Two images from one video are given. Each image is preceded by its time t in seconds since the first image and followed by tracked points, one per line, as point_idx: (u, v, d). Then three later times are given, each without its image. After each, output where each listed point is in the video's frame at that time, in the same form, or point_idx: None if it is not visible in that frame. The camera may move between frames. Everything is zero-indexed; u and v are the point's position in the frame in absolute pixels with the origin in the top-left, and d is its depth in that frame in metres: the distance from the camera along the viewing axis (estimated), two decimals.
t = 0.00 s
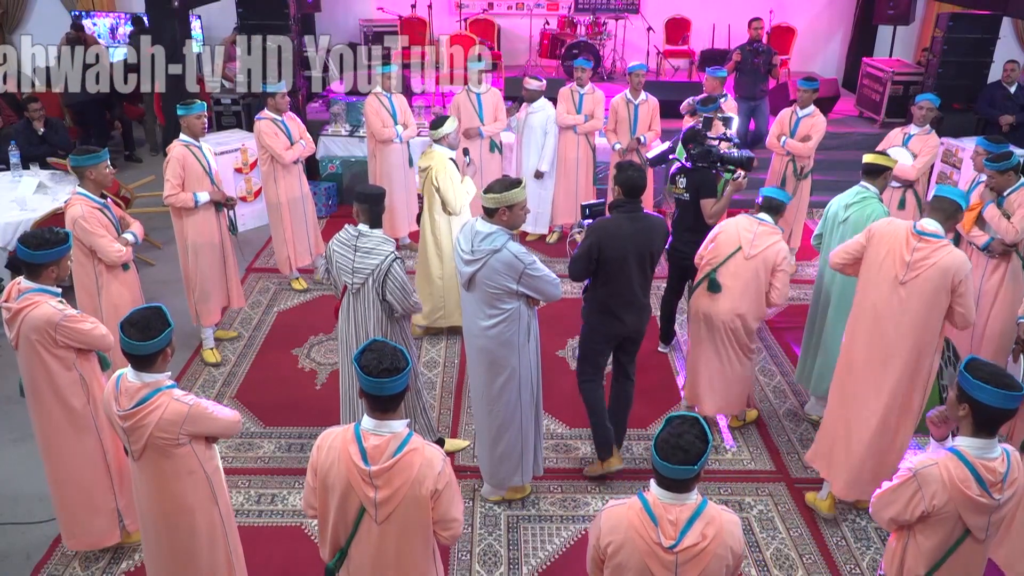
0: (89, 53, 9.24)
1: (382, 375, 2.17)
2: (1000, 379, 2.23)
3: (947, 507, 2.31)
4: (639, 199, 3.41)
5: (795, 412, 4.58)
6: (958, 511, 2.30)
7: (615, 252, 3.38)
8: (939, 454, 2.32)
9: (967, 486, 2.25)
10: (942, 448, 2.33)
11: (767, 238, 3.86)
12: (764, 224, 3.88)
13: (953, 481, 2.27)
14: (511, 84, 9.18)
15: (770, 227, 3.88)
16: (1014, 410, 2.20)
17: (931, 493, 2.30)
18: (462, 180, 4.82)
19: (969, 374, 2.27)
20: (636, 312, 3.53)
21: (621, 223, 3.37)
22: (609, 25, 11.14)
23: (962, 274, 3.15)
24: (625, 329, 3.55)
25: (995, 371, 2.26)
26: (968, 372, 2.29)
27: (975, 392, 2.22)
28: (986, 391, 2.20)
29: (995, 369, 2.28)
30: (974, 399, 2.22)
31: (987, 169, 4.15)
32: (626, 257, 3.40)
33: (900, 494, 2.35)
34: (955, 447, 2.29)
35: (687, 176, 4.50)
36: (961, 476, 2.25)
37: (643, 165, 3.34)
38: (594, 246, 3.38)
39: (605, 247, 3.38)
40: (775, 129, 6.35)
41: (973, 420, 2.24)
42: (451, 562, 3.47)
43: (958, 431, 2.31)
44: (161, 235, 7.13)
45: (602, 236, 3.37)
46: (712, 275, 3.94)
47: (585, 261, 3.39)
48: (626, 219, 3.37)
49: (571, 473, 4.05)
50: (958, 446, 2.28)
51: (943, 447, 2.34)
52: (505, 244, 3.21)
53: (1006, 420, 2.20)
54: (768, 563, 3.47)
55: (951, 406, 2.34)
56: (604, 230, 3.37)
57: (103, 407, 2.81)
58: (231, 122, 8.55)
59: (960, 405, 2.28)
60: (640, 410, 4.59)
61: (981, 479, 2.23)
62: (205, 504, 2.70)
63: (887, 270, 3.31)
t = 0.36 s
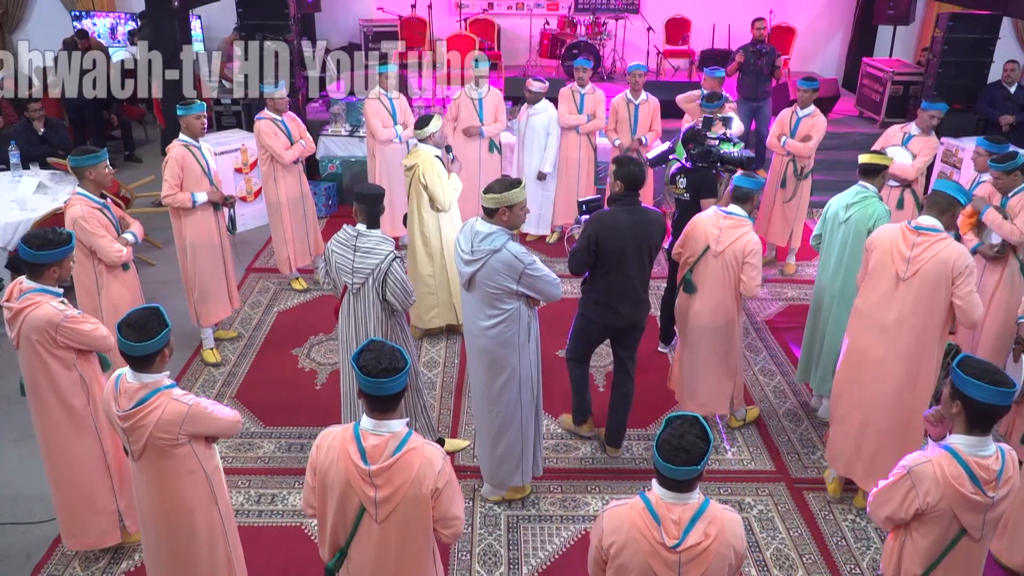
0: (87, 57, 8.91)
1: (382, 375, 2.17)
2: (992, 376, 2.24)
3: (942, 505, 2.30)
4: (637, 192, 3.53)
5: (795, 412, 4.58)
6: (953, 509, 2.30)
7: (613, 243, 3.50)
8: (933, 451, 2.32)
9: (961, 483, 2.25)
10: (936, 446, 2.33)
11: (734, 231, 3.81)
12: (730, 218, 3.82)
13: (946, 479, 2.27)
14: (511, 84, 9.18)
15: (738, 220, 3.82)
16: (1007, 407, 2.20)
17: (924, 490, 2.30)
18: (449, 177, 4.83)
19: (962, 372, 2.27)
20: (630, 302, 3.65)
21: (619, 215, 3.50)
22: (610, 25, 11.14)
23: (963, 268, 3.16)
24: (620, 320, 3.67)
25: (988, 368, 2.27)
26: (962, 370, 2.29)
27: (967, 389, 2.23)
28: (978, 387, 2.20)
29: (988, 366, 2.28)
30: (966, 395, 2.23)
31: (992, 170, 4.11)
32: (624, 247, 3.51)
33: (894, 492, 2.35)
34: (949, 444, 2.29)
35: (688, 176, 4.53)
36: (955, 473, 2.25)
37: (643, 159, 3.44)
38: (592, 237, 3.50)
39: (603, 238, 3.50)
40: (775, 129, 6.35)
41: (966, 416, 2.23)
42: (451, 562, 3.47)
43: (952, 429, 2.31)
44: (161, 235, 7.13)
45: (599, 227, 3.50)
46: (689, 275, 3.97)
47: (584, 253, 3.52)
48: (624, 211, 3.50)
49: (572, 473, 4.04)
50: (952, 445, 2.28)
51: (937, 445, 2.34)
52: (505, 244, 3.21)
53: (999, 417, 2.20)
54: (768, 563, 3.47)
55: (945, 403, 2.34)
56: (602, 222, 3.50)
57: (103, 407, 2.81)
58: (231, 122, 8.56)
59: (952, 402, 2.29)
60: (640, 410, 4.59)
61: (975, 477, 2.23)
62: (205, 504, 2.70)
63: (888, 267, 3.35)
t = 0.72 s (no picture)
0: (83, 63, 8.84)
1: (380, 376, 2.16)
2: (986, 375, 2.23)
3: (932, 503, 2.30)
4: (622, 187, 3.56)
5: (795, 412, 4.58)
6: (943, 508, 2.30)
7: (599, 238, 3.55)
8: (926, 451, 2.32)
9: (950, 481, 2.25)
10: (930, 445, 2.33)
11: (716, 228, 3.80)
12: (713, 215, 3.81)
13: (937, 477, 2.27)
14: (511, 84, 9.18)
15: (721, 216, 3.81)
16: (1001, 407, 2.19)
17: (915, 487, 2.30)
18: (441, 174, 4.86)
19: (956, 372, 2.27)
20: (619, 296, 3.68)
21: (605, 210, 3.54)
22: (609, 25, 11.14)
23: (945, 266, 3.15)
24: (607, 311, 3.70)
25: (983, 367, 2.26)
26: (956, 369, 2.29)
27: (959, 387, 2.23)
28: (970, 386, 2.20)
29: (983, 366, 2.28)
30: (957, 394, 2.23)
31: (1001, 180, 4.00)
32: (609, 241, 3.55)
33: (886, 489, 2.36)
34: (942, 443, 2.29)
35: (687, 176, 4.52)
36: (944, 472, 2.26)
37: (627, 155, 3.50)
38: (579, 233, 3.55)
39: (589, 232, 3.54)
40: (775, 129, 6.35)
41: (958, 415, 2.23)
42: (451, 562, 3.46)
43: (946, 428, 2.30)
44: (161, 235, 7.13)
45: (586, 222, 3.55)
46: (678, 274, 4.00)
47: (571, 249, 3.57)
48: (609, 205, 3.54)
49: (572, 474, 4.04)
50: (945, 444, 2.27)
51: (931, 444, 2.34)
52: (505, 243, 3.21)
53: (992, 417, 2.19)
54: (768, 563, 3.47)
55: (939, 402, 2.34)
56: (588, 217, 3.55)
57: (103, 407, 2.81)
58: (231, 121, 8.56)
59: (946, 399, 2.29)
60: (640, 410, 4.59)
61: (965, 475, 2.23)
62: (205, 504, 2.70)
63: (871, 264, 3.36)
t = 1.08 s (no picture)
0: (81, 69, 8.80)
1: (378, 376, 2.16)
2: (979, 379, 2.22)
3: (926, 506, 2.30)
4: (603, 177, 3.81)
5: (794, 412, 4.58)
6: (937, 511, 2.30)
7: (582, 227, 3.79)
8: (919, 455, 2.32)
9: (943, 485, 2.25)
10: (924, 448, 2.33)
11: (717, 227, 3.81)
12: (716, 215, 3.81)
13: (929, 480, 2.27)
14: (512, 83, 9.18)
15: (725, 216, 3.80)
16: (995, 413, 2.18)
17: (908, 491, 2.31)
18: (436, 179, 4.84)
19: (951, 377, 2.26)
20: (599, 281, 3.95)
21: (588, 200, 3.78)
22: (609, 25, 11.14)
23: (933, 265, 3.15)
24: (588, 296, 3.97)
25: (977, 371, 2.25)
26: (951, 373, 2.28)
27: (952, 392, 2.22)
28: (962, 391, 2.19)
29: (978, 369, 2.26)
30: (950, 398, 2.22)
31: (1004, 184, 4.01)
32: (593, 231, 3.80)
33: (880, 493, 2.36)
34: (935, 447, 2.28)
35: (687, 176, 4.52)
36: (937, 476, 2.26)
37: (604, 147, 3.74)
38: (563, 222, 3.79)
39: (573, 221, 3.78)
40: (775, 129, 6.36)
41: (951, 421, 2.22)
42: (451, 562, 3.46)
43: (939, 432, 2.29)
44: (161, 235, 7.13)
45: (570, 212, 3.78)
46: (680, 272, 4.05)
47: (556, 237, 3.80)
48: (592, 196, 3.78)
49: (573, 474, 4.04)
50: (938, 448, 2.27)
51: (925, 447, 2.33)
52: (505, 243, 3.20)
53: (985, 422, 2.18)
54: (768, 563, 3.47)
55: (934, 405, 2.33)
56: (573, 207, 3.78)
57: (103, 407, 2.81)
58: (231, 122, 8.56)
59: (939, 402, 2.29)
60: (640, 410, 4.59)
61: (957, 479, 2.22)
62: (205, 504, 2.70)
63: (860, 265, 3.37)
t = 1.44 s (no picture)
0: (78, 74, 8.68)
1: (378, 376, 2.16)
2: (972, 383, 2.21)
3: (922, 510, 2.31)
4: (591, 171, 4.00)
5: (794, 412, 4.58)
6: (933, 514, 2.30)
7: (572, 219, 3.97)
8: (914, 459, 2.32)
9: (937, 489, 2.26)
10: (918, 452, 2.33)
11: (723, 230, 3.80)
12: (722, 217, 3.80)
13: (924, 484, 2.28)
14: (512, 84, 9.18)
15: (731, 219, 3.79)
16: (987, 417, 2.17)
17: (904, 496, 2.31)
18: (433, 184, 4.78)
19: (944, 381, 2.26)
20: (589, 273, 4.12)
21: (578, 193, 3.96)
22: (610, 25, 11.15)
23: (920, 251, 3.15)
24: (580, 288, 4.14)
25: (969, 375, 2.25)
26: (944, 377, 2.28)
27: (944, 396, 2.22)
28: (953, 394, 2.19)
29: (972, 373, 2.26)
30: (942, 401, 2.22)
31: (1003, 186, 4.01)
32: (583, 224, 3.99)
33: (877, 497, 2.37)
34: (928, 451, 2.28)
35: (687, 176, 4.54)
36: (931, 479, 2.26)
37: (593, 141, 3.92)
38: (553, 215, 3.96)
39: (563, 214, 3.96)
40: (775, 130, 6.36)
41: (945, 425, 2.22)
42: (451, 562, 3.46)
43: (933, 435, 2.29)
44: (161, 235, 7.13)
45: (560, 205, 3.95)
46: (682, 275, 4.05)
47: (547, 229, 3.98)
48: (581, 189, 3.96)
49: (573, 473, 4.04)
50: (932, 452, 2.27)
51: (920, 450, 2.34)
52: (503, 243, 3.20)
53: (977, 426, 2.18)
54: (768, 563, 3.47)
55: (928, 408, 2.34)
56: (564, 200, 3.95)
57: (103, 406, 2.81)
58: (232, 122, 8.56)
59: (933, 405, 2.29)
60: (640, 411, 4.59)
61: (952, 482, 2.22)
62: (205, 504, 2.70)
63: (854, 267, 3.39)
